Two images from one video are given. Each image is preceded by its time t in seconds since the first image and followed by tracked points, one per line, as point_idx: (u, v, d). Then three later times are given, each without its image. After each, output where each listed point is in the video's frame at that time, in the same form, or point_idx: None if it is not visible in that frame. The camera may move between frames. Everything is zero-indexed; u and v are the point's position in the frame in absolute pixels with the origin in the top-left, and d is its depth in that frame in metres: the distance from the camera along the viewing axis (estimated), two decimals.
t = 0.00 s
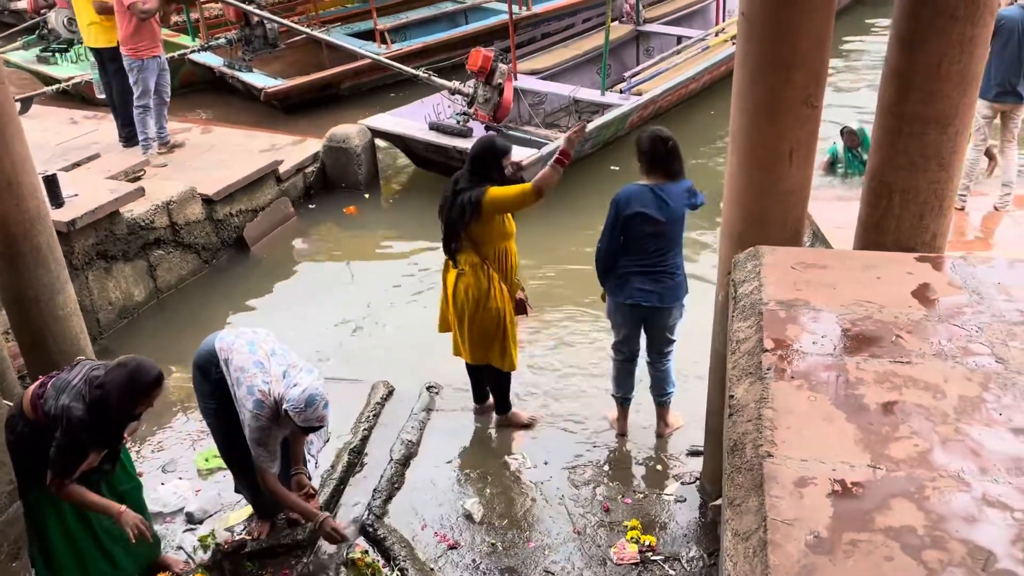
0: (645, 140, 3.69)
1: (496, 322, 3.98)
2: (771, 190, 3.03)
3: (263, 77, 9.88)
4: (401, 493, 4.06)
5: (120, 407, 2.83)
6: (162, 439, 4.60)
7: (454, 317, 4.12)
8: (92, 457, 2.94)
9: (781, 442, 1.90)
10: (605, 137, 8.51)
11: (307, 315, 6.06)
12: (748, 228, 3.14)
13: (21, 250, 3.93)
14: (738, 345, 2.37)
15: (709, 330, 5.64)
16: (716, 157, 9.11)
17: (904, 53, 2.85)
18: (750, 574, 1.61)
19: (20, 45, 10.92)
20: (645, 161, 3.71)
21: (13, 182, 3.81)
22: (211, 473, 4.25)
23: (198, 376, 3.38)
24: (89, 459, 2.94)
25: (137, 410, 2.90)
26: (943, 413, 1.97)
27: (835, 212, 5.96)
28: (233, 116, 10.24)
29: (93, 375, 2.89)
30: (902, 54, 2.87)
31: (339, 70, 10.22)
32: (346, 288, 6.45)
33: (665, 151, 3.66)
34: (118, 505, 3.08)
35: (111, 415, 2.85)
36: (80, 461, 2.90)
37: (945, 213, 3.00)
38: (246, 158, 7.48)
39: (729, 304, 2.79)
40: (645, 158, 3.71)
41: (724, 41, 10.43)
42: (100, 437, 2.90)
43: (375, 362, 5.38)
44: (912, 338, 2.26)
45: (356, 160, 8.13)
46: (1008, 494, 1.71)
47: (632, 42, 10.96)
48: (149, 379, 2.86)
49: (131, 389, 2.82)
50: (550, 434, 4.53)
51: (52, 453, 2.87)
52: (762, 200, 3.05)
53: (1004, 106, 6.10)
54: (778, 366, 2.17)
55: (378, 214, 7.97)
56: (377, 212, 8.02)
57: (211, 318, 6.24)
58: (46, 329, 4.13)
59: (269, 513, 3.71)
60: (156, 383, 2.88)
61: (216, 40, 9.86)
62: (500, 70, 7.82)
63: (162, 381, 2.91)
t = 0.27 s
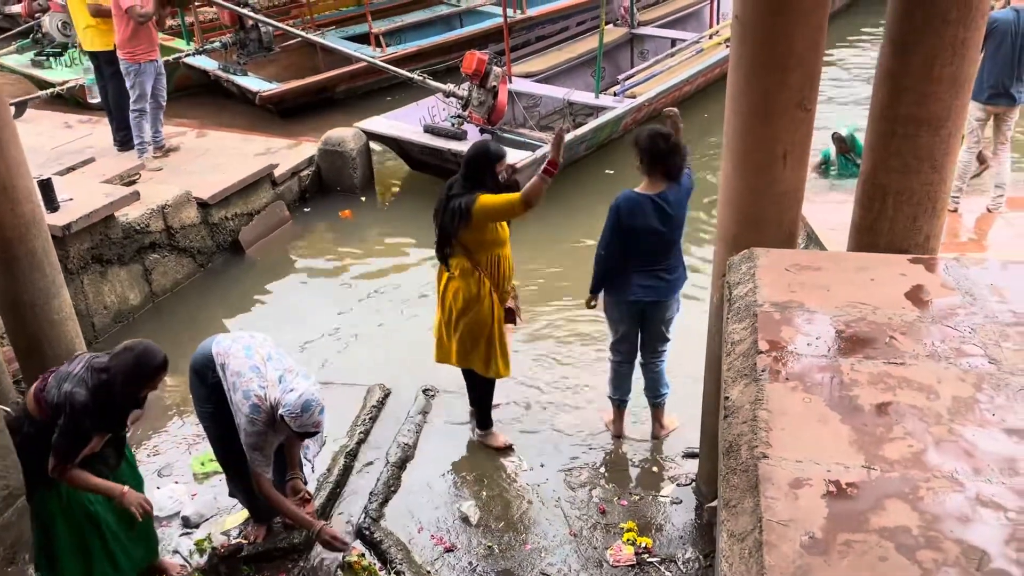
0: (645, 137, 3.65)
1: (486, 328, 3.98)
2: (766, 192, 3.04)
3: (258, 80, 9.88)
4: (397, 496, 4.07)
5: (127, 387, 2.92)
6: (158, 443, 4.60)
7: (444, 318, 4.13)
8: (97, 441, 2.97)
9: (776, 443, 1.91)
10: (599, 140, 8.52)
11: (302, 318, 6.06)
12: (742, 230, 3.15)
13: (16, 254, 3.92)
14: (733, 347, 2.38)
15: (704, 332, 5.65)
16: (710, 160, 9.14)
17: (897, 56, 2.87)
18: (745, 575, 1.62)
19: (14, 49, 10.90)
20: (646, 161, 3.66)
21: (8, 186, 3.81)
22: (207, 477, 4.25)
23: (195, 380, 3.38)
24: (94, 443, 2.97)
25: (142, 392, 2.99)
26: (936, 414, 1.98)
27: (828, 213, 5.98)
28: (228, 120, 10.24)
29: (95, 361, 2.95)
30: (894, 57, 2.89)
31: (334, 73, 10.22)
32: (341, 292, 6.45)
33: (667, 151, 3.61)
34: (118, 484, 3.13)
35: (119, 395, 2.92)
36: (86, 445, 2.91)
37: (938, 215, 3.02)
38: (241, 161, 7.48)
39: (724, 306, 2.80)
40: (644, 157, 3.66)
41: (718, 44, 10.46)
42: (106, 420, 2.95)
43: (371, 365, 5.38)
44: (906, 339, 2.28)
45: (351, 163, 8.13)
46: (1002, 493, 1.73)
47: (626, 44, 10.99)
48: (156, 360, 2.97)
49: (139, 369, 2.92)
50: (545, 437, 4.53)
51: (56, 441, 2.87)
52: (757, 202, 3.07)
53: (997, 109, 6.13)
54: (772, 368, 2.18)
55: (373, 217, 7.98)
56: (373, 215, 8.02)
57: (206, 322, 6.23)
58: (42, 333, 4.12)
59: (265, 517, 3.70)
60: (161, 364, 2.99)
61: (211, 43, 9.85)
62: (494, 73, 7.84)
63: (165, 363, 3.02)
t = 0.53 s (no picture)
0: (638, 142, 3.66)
1: (480, 338, 3.97)
2: (763, 193, 3.04)
3: (256, 82, 9.88)
4: (395, 498, 4.06)
5: (115, 360, 2.89)
6: (155, 444, 4.59)
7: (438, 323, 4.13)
8: (93, 417, 2.98)
9: (773, 444, 1.91)
10: (596, 140, 8.53)
11: (299, 320, 6.06)
12: (740, 231, 3.15)
13: (13, 256, 3.92)
14: (731, 348, 2.38)
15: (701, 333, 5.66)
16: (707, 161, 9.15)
17: (895, 57, 2.87)
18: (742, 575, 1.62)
19: (11, 50, 10.89)
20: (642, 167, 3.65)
21: (5, 188, 3.80)
22: (204, 478, 4.25)
23: (195, 380, 3.36)
24: (91, 419, 2.98)
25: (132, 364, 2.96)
26: (933, 414, 1.98)
27: (825, 214, 5.99)
28: (226, 121, 10.23)
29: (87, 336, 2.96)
30: (891, 57, 2.89)
31: (332, 74, 10.22)
32: (339, 293, 6.45)
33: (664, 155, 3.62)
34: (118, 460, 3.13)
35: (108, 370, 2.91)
36: (80, 423, 2.93)
37: (935, 216, 3.02)
38: (239, 163, 7.48)
39: (722, 307, 2.80)
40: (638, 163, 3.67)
41: (715, 45, 10.47)
42: (98, 396, 2.94)
43: (369, 367, 5.38)
44: (903, 340, 2.28)
45: (349, 165, 8.13)
46: (999, 494, 1.73)
47: (624, 46, 11.00)
48: (141, 330, 2.91)
49: (124, 342, 2.88)
50: (543, 439, 4.53)
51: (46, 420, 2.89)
52: (754, 202, 3.07)
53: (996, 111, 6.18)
54: (769, 369, 2.18)
55: (371, 218, 7.98)
56: (371, 216, 8.02)
57: (204, 323, 6.23)
58: (39, 335, 4.12)
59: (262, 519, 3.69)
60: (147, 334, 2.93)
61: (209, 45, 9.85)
62: (491, 73, 7.86)
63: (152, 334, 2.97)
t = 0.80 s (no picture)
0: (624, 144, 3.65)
1: (476, 347, 3.96)
2: (763, 193, 3.04)
3: (257, 81, 9.88)
4: (395, 496, 4.07)
5: (91, 330, 2.86)
6: (156, 442, 4.59)
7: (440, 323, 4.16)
8: (80, 394, 2.99)
9: (773, 444, 1.91)
10: (596, 138, 8.53)
11: (300, 319, 6.07)
12: (741, 231, 3.15)
13: (14, 254, 3.92)
14: (731, 348, 2.38)
15: (701, 333, 5.66)
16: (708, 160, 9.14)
17: (895, 57, 2.87)
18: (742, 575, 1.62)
19: (13, 48, 10.90)
20: (637, 168, 3.63)
21: (7, 186, 3.81)
22: (205, 477, 4.25)
23: (198, 378, 3.37)
24: (78, 395, 2.99)
25: (110, 336, 2.93)
26: (933, 415, 1.98)
27: (825, 214, 5.99)
28: (227, 120, 10.23)
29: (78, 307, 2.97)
30: (892, 57, 2.89)
31: (333, 73, 10.23)
32: (339, 292, 6.46)
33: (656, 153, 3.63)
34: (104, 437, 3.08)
35: (84, 341, 2.90)
36: (63, 397, 2.95)
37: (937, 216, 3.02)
38: (240, 161, 7.48)
39: (722, 307, 2.80)
40: (629, 166, 3.65)
41: (716, 44, 10.47)
42: (79, 369, 2.95)
43: (369, 366, 5.38)
44: (903, 340, 2.28)
45: (350, 163, 8.13)
46: (999, 494, 1.73)
47: (625, 45, 11.00)
48: (113, 300, 2.86)
49: (95, 312, 2.84)
50: (544, 439, 4.53)
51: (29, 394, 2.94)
52: (755, 203, 3.07)
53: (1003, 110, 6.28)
54: (769, 368, 2.18)
55: (373, 217, 7.99)
56: (373, 215, 8.02)
57: (205, 322, 6.23)
58: (40, 334, 4.12)
59: (263, 518, 3.69)
60: (119, 305, 2.87)
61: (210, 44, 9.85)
62: (491, 71, 7.88)
63: (128, 305, 2.91)
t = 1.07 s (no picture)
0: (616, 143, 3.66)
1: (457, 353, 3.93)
2: (768, 191, 3.04)
3: (263, 77, 9.89)
4: (399, 493, 4.07)
5: (81, 313, 2.86)
6: (161, 437, 4.61)
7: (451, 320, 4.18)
8: (71, 380, 2.99)
9: (776, 442, 1.91)
10: (599, 134, 8.53)
11: (305, 315, 6.08)
12: (745, 230, 3.15)
13: (20, 248, 3.93)
14: (734, 346, 2.37)
15: (705, 331, 5.66)
16: (713, 157, 9.12)
17: (901, 55, 2.85)
18: (744, 573, 1.62)
19: (19, 43, 10.92)
20: (636, 162, 3.62)
21: (12, 181, 3.82)
22: (209, 472, 4.26)
23: (203, 372, 3.37)
24: (70, 382, 2.99)
25: (102, 320, 2.93)
26: (937, 414, 1.97)
27: (830, 212, 5.98)
28: (233, 116, 10.24)
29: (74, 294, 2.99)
30: (898, 56, 2.88)
31: (339, 69, 10.23)
32: (343, 288, 6.47)
33: (653, 148, 3.63)
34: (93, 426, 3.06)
35: (75, 325, 2.91)
36: (53, 382, 2.96)
37: (943, 215, 3.02)
38: (245, 157, 7.49)
39: (726, 305, 2.80)
40: (626, 163, 3.64)
41: (721, 41, 10.45)
42: (70, 353, 2.95)
43: (373, 362, 5.39)
44: (908, 339, 2.27)
45: (355, 160, 8.13)
46: (1002, 494, 1.72)
47: (631, 42, 10.98)
48: (104, 284, 2.86)
49: (85, 295, 2.84)
50: (547, 436, 4.54)
51: (21, 379, 2.95)
52: (759, 201, 3.06)
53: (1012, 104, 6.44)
54: (773, 367, 2.18)
55: (378, 212, 7.99)
56: (377, 211, 8.02)
57: (210, 317, 6.25)
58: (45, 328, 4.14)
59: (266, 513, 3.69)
60: (109, 288, 2.87)
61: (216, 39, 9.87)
62: (494, 66, 7.91)
63: (120, 289, 2.91)
